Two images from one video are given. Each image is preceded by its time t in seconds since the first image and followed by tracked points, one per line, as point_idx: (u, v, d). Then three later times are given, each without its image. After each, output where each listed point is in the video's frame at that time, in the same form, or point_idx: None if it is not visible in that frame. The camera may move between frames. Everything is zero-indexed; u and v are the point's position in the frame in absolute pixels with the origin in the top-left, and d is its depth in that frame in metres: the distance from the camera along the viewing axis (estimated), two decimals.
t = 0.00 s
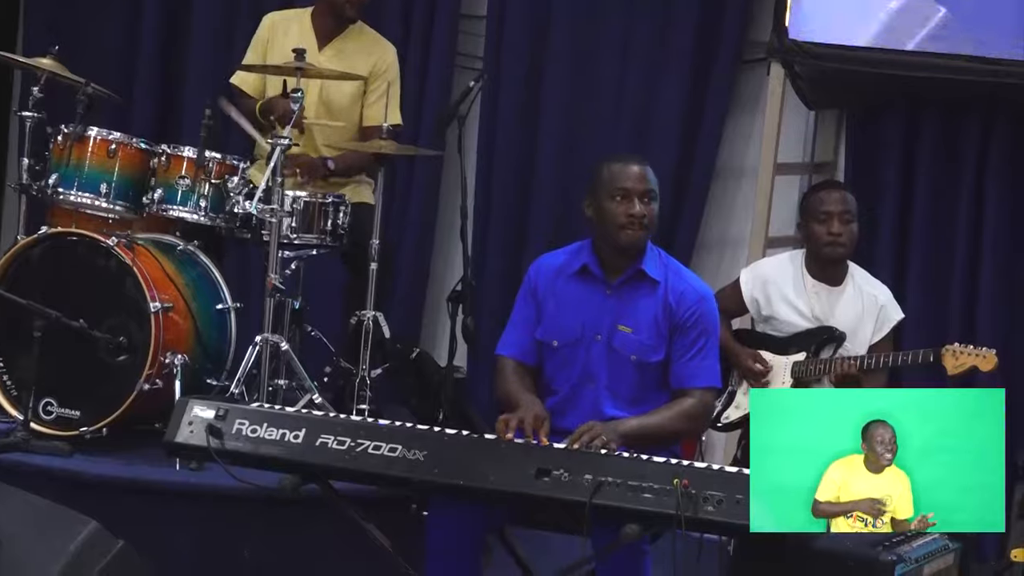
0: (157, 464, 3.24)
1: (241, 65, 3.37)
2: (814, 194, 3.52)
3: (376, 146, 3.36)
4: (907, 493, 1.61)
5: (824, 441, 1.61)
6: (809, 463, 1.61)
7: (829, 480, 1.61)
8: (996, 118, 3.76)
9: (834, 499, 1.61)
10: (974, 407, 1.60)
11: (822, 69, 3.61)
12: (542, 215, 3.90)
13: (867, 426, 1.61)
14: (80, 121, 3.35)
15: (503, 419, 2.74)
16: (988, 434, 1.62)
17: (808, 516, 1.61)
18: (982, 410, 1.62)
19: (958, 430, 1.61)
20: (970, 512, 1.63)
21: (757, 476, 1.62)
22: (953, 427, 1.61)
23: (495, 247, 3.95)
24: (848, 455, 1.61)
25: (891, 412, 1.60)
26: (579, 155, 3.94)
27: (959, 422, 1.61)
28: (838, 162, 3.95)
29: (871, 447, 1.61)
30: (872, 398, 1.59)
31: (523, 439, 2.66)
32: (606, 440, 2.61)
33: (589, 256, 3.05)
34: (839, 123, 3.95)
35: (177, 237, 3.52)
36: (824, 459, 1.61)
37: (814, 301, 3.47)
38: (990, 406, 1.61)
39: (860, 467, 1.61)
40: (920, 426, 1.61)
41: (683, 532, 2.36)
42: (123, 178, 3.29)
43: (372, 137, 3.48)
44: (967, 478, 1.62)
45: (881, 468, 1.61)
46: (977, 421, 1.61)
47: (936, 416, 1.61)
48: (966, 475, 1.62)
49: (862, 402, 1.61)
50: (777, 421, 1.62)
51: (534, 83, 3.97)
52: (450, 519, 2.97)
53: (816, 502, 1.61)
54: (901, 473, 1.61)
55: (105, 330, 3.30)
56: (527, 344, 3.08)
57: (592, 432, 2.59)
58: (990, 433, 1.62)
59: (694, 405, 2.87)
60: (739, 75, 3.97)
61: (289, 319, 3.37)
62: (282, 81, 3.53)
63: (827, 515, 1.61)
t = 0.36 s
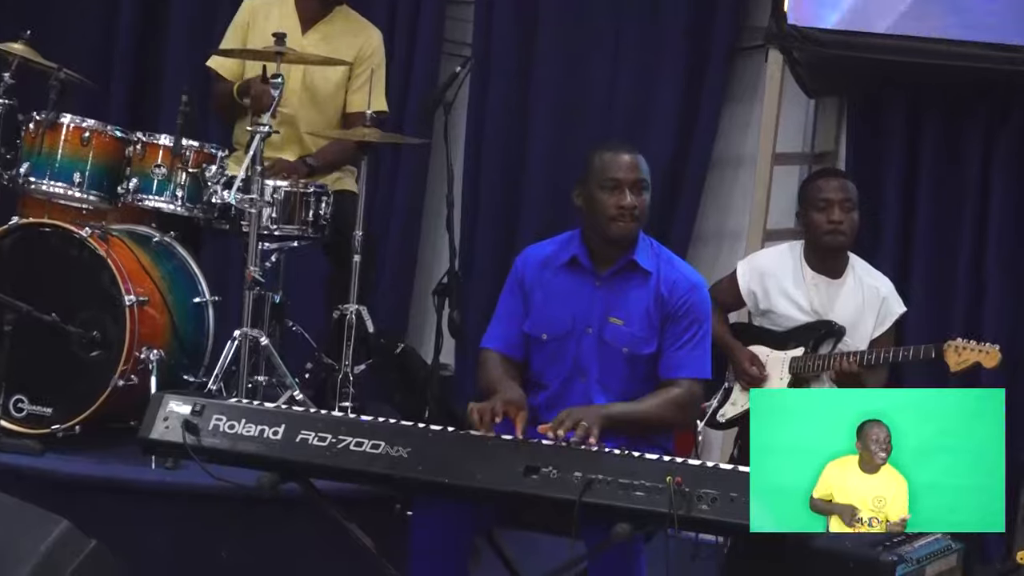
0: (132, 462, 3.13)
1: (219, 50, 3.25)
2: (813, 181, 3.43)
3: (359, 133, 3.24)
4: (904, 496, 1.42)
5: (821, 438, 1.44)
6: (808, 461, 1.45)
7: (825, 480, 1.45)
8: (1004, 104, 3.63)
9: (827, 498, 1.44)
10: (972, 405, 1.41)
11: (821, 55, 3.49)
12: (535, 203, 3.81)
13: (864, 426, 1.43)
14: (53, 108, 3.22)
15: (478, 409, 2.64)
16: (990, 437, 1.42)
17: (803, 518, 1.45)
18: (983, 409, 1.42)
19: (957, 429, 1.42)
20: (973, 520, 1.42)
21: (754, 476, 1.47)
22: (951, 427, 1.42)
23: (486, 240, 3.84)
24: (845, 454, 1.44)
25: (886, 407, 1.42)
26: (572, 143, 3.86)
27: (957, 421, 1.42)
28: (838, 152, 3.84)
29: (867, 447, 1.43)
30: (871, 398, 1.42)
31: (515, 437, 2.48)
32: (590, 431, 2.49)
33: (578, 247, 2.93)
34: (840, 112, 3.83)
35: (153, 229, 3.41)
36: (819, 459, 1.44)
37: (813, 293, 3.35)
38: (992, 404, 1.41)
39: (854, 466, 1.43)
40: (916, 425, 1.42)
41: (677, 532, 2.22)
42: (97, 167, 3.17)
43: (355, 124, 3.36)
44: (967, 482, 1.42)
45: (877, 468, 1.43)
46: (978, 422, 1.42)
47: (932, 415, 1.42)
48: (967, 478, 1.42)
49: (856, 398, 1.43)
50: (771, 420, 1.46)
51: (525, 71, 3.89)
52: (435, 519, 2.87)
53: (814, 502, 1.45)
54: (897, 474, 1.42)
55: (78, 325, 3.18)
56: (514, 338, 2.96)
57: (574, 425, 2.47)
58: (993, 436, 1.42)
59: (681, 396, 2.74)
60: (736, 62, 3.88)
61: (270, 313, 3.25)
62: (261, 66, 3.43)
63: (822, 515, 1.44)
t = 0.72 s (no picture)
0: (94, 467, 2.95)
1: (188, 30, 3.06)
2: (820, 167, 3.24)
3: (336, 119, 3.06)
4: (905, 495, 1.50)
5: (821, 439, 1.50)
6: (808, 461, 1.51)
7: (821, 478, 1.51)
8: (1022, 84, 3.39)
9: (824, 498, 1.50)
10: (973, 406, 1.50)
11: (827, 35, 3.31)
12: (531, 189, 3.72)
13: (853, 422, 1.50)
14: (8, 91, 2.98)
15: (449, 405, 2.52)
16: (987, 436, 1.51)
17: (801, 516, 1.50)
18: (980, 410, 1.50)
19: (954, 431, 1.50)
20: (969, 518, 1.51)
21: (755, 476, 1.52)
22: (949, 427, 1.50)
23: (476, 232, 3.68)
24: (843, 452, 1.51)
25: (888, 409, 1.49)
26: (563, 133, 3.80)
27: (956, 423, 1.51)
28: (846, 140, 3.70)
29: (856, 444, 1.50)
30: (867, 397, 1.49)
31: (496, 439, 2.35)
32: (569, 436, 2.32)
33: (563, 238, 2.75)
34: (846, 97, 3.67)
35: (117, 221, 3.23)
36: (816, 456, 1.50)
37: (817, 288, 3.17)
38: (991, 405, 1.50)
39: (853, 465, 1.50)
40: (912, 426, 1.49)
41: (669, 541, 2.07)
42: (57, 155, 2.94)
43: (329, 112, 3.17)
44: (964, 480, 1.51)
45: (869, 464, 1.50)
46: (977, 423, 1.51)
47: (929, 416, 1.50)
48: (962, 477, 1.51)
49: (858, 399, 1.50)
50: (768, 419, 1.52)
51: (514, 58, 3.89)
52: (418, 524, 2.69)
53: (811, 502, 1.51)
54: (896, 471, 1.50)
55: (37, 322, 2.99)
56: (497, 336, 2.77)
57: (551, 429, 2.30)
58: (990, 435, 1.51)
59: (662, 392, 2.58)
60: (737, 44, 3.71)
61: (242, 308, 3.06)
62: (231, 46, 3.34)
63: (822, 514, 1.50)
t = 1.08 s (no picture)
0: (54, 470, 2.82)
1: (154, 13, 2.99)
2: (813, 154, 3.12)
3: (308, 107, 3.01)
4: (907, 495, 1.61)
5: (822, 442, 1.62)
6: (810, 465, 1.62)
7: (827, 486, 1.61)
8: None
9: (837, 512, 1.60)
10: (975, 404, 1.62)
11: (820, 19, 3.21)
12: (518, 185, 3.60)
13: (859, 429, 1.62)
14: None
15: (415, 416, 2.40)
16: (986, 435, 1.63)
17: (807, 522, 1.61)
18: (980, 410, 1.63)
19: (954, 431, 1.62)
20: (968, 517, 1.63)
21: (756, 479, 1.63)
22: (949, 427, 1.62)
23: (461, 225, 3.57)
24: (842, 457, 1.62)
25: (885, 411, 1.61)
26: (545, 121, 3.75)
27: (957, 422, 1.63)
28: (843, 129, 3.59)
29: (858, 451, 1.62)
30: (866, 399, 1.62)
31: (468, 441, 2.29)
32: (545, 436, 2.28)
33: (537, 229, 2.64)
34: (844, 83, 3.56)
35: (79, 214, 3.13)
36: (821, 462, 1.62)
37: (811, 279, 3.03)
38: (991, 405, 1.62)
39: (854, 468, 1.62)
40: (912, 426, 1.61)
41: (653, 546, 2.03)
42: (15, 143, 2.84)
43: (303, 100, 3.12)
44: (964, 481, 1.62)
45: (874, 470, 1.62)
46: (976, 423, 1.63)
47: (930, 417, 1.62)
48: (963, 477, 1.62)
49: (853, 402, 1.62)
50: (774, 425, 1.63)
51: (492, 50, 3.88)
52: (394, 530, 2.56)
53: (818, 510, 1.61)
54: (899, 473, 1.61)
55: None
56: (470, 333, 2.67)
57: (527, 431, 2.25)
58: (989, 433, 1.63)
59: (641, 387, 2.49)
60: (729, 30, 3.60)
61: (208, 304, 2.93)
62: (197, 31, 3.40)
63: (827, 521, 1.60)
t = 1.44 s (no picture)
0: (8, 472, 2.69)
1: None
2: (798, 150, 2.99)
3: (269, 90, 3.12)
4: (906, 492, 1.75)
5: (826, 440, 1.73)
6: (814, 462, 1.72)
7: (832, 481, 1.73)
8: None
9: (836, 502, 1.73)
10: (975, 405, 1.76)
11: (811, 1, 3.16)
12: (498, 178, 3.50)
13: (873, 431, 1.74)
14: None
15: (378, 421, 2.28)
16: (985, 434, 1.77)
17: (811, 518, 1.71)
18: (982, 411, 1.77)
19: (959, 434, 1.76)
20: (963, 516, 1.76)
21: (758, 478, 1.73)
22: (951, 426, 1.76)
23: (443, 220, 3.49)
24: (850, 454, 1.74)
25: (890, 411, 1.74)
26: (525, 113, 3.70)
27: (959, 422, 1.76)
28: (833, 119, 3.47)
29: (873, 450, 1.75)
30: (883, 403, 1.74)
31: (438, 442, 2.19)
32: (517, 441, 2.21)
33: (509, 220, 2.53)
34: (834, 71, 3.44)
35: (30, 203, 3.16)
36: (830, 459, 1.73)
37: (799, 274, 2.91)
38: (991, 405, 1.76)
39: (861, 466, 1.74)
40: (921, 429, 1.75)
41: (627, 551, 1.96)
42: None
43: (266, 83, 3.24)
44: (965, 480, 1.76)
45: (881, 471, 1.75)
46: (976, 423, 1.76)
47: (937, 419, 1.76)
48: (965, 478, 1.76)
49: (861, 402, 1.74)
50: (791, 424, 1.73)
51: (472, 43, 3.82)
52: (362, 535, 2.45)
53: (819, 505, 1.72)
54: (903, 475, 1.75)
55: None
56: (438, 330, 2.55)
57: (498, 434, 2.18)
58: (987, 433, 1.77)
59: (615, 388, 2.40)
60: (715, 16, 3.57)
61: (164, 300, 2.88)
62: (152, 18, 3.53)
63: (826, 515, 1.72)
